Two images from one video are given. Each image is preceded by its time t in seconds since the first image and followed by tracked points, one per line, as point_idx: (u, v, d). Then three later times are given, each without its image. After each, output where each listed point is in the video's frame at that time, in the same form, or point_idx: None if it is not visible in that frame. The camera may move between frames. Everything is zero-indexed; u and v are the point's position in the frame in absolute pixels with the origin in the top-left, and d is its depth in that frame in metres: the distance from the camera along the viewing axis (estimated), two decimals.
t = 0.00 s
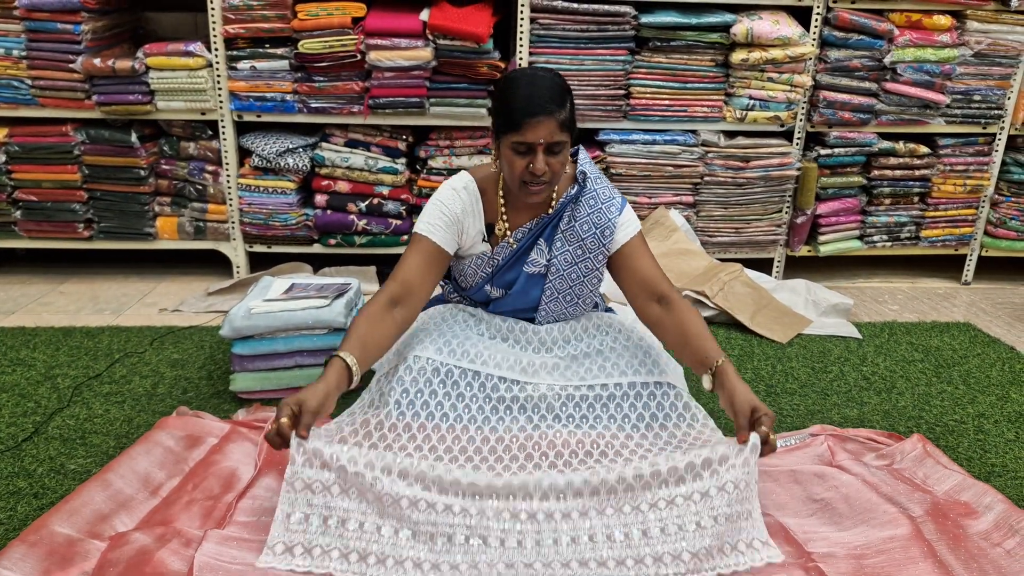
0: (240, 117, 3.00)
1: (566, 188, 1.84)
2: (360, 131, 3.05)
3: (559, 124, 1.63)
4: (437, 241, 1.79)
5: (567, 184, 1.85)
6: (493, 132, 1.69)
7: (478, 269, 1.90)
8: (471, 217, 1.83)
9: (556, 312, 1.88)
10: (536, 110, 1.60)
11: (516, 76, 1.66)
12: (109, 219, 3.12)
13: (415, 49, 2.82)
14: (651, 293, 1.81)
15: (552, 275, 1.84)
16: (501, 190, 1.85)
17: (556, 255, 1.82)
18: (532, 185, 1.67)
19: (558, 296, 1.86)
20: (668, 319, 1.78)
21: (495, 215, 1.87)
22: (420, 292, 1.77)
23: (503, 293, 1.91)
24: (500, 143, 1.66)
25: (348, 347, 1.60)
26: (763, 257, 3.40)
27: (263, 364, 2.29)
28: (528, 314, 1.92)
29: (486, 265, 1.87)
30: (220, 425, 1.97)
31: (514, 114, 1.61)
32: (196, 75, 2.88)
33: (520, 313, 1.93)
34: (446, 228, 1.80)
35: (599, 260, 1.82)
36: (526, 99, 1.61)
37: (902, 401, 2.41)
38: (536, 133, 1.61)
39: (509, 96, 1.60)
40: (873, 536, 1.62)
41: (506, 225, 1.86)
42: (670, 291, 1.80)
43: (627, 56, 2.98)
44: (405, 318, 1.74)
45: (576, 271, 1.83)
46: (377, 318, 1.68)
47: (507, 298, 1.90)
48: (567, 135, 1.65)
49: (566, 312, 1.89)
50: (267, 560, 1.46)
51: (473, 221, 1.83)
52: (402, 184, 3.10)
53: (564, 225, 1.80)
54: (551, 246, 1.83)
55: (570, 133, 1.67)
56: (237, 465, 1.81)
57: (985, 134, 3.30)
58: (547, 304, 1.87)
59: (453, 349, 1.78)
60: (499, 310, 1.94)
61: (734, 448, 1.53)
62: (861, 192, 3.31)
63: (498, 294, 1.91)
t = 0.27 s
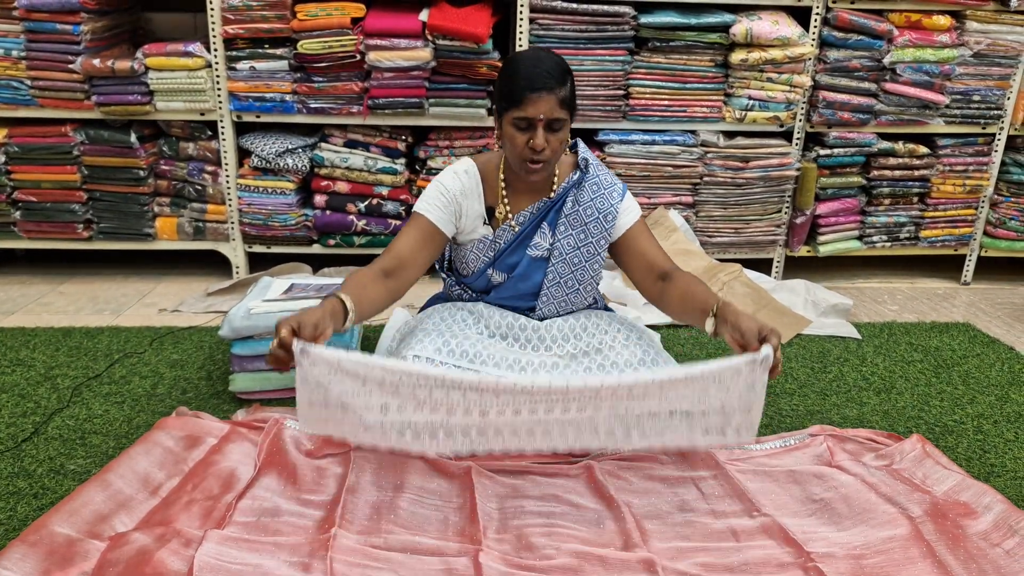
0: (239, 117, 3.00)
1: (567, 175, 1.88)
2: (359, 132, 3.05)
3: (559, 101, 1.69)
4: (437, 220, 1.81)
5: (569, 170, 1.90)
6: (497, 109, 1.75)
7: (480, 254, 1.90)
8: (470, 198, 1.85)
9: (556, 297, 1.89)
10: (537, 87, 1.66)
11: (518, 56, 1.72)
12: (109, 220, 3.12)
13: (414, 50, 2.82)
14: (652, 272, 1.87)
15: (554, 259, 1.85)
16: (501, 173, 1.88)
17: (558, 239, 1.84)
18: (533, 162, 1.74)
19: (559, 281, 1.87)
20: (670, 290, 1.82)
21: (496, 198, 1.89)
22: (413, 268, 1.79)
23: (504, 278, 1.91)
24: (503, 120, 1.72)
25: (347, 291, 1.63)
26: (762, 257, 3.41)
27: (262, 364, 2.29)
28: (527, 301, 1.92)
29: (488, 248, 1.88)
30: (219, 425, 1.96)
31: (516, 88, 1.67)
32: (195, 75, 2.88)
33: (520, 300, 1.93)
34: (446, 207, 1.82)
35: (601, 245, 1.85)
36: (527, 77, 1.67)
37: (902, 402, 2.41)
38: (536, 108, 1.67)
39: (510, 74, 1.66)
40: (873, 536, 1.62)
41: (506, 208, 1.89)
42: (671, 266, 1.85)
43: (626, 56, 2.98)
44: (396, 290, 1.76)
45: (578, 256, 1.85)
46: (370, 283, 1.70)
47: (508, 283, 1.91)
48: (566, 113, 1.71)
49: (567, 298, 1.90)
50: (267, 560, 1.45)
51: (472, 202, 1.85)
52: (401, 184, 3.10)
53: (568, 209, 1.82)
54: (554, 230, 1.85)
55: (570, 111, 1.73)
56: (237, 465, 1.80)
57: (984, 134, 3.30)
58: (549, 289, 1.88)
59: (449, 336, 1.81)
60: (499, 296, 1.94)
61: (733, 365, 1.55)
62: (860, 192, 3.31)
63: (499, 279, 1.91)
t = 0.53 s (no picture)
0: (239, 117, 3.00)
1: (566, 163, 1.94)
2: (359, 132, 3.05)
3: (558, 84, 1.75)
4: (437, 201, 1.88)
5: (568, 158, 1.96)
6: (498, 94, 1.81)
7: (481, 240, 1.93)
8: (471, 183, 1.91)
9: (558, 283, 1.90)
10: (536, 70, 1.72)
11: (518, 43, 1.79)
12: (109, 220, 3.12)
13: (413, 50, 2.82)
14: (656, 252, 1.92)
15: (555, 243, 1.87)
16: (501, 161, 1.93)
17: (559, 223, 1.87)
18: (533, 145, 1.79)
19: (560, 266, 1.89)
20: (673, 264, 1.86)
21: (496, 184, 1.94)
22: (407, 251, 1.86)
23: (505, 264, 1.92)
24: (504, 103, 1.78)
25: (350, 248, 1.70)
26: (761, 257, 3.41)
27: (261, 365, 2.29)
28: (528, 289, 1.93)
29: (489, 235, 1.91)
30: (218, 425, 1.96)
31: (517, 72, 1.73)
32: (195, 75, 2.88)
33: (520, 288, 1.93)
34: (446, 190, 1.88)
35: (601, 230, 1.89)
36: (527, 61, 1.73)
37: (901, 402, 2.41)
38: (536, 91, 1.73)
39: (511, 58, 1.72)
40: (873, 537, 1.62)
41: (506, 195, 1.93)
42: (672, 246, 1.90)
43: (626, 56, 2.98)
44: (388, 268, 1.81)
45: (579, 241, 1.88)
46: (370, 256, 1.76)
47: (509, 269, 1.91)
48: (565, 96, 1.77)
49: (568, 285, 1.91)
50: (266, 560, 1.45)
51: (473, 187, 1.91)
52: (400, 184, 3.10)
53: (569, 193, 1.87)
54: (555, 215, 1.88)
55: (569, 95, 1.79)
56: (236, 465, 1.80)
57: (984, 134, 3.30)
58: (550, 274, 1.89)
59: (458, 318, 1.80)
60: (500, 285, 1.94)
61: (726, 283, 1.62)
62: (859, 193, 3.31)
63: (501, 266, 1.92)
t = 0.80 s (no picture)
0: (238, 117, 3.00)
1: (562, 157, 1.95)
2: (358, 132, 3.05)
3: (555, 75, 1.77)
4: (437, 189, 1.89)
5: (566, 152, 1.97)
6: (495, 85, 1.82)
7: (480, 234, 1.92)
8: (471, 176, 1.93)
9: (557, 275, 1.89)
10: (534, 60, 1.73)
11: (516, 34, 1.80)
12: (108, 220, 3.12)
13: (413, 50, 2.82)
14: (658, 239, 1.92)
15: (553, 235, 1.87)
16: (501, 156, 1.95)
17: (557, 215, 1.87)
18: (531, 135, 1.80)
19: (559, 258, 1.89)
20: (676, 251, 1.86)
21: (495, 178, 1.95)
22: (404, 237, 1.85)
23: (504, 258, 1.91)
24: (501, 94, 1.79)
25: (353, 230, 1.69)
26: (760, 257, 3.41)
27: (261, 365, 2.29)
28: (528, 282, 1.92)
29: (488, 229, 1.91)
30: (217, 425, 1.95)
31: (514, 62, 1.75)
32: (195, 75, 2.89)
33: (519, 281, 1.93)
34: (446, 179, 1.90)
35: (599, 222, 1.89)
36: (526, 52, 1.74)
37: (900, 402, 2.41)
38: (533, 82, 1.74)
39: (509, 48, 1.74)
40: (872, 537, 1.62)
41: (506, 188, 1.95)
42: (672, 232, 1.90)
43: (625, 56, 2.98)
44: (386, 252, 1.81)
45: (577, 233, 1.88)
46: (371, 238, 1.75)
47: (508, 262, 1.90)
48: (563, 88, 1.78)
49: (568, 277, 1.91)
50: (266, 560, 1.46)
51: (473, 180, 1.93)
52: (400, 184, 3.10)
53: (566, 186, 1.86)
54: (554, 208, 1.88)
55: (567, 87, 1.80)
56: (235, 466, 1.80)
57: (983, 135, 3.30)
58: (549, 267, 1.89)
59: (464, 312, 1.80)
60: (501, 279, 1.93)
61: (723, 264, 1.62)
62: (859, 193, 3.31)
63: (500, 259, 1.91)
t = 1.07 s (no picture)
0: (237, 117, 3.00)
1: (564, 162, 1.96)
2: (358, 132, 3.05)
3: (555, 75, 1.77)
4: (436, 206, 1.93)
5: (567, 156, 1.98)
6: (496, 82, 1.83)
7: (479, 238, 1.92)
8: (467, 181, 1.94)
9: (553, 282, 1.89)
10: (535, 59, 1.74)
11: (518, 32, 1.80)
12: (107, 220, 3.12)
13: (412, 50, 2.82)
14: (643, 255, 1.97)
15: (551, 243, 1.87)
16: (501, 158, 1.96)
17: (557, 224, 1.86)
18: (531, 135, 1.80)
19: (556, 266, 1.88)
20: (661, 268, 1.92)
21: (495, 181, 1.96)
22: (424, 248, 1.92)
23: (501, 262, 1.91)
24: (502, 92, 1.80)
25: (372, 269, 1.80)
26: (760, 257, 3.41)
27: (260, 365, 2.29)
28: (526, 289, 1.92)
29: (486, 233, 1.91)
30: (217, 425, 1.95)
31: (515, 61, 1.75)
32: (194, 76, 2.89)
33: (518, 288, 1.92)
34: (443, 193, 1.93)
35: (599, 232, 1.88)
36: (526, 50, 1.75)
37: (900, 402, 2.41)
38: (533, 81, 1.74)
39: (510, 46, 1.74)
40: (872, 537, 1.62)
41: (505, 190, 1.95)
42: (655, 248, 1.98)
43: (625, 56, 2.98)
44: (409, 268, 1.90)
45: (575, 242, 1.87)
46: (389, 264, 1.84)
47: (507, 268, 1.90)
48: (563, 87, 1.79)
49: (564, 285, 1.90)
50: (266, 560, 1.46)
51: (471, 185, 1.95)
52: (400, 184, 3.10)
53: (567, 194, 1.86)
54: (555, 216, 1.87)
55: (566, 86, 1.81)
56: (234, 466, 1.80)
57: (983, 135, 3.30)
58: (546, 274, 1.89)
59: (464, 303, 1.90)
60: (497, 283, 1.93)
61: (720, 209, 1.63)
62: (858, 193, 3.31)
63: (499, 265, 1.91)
